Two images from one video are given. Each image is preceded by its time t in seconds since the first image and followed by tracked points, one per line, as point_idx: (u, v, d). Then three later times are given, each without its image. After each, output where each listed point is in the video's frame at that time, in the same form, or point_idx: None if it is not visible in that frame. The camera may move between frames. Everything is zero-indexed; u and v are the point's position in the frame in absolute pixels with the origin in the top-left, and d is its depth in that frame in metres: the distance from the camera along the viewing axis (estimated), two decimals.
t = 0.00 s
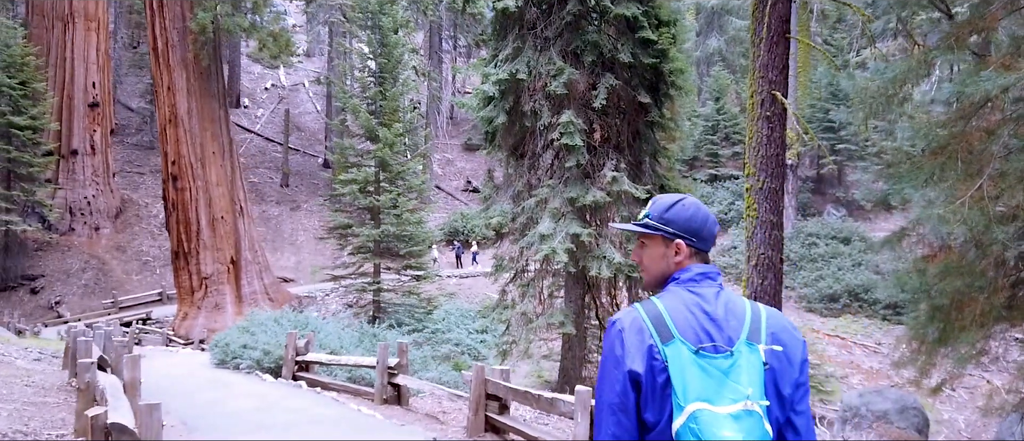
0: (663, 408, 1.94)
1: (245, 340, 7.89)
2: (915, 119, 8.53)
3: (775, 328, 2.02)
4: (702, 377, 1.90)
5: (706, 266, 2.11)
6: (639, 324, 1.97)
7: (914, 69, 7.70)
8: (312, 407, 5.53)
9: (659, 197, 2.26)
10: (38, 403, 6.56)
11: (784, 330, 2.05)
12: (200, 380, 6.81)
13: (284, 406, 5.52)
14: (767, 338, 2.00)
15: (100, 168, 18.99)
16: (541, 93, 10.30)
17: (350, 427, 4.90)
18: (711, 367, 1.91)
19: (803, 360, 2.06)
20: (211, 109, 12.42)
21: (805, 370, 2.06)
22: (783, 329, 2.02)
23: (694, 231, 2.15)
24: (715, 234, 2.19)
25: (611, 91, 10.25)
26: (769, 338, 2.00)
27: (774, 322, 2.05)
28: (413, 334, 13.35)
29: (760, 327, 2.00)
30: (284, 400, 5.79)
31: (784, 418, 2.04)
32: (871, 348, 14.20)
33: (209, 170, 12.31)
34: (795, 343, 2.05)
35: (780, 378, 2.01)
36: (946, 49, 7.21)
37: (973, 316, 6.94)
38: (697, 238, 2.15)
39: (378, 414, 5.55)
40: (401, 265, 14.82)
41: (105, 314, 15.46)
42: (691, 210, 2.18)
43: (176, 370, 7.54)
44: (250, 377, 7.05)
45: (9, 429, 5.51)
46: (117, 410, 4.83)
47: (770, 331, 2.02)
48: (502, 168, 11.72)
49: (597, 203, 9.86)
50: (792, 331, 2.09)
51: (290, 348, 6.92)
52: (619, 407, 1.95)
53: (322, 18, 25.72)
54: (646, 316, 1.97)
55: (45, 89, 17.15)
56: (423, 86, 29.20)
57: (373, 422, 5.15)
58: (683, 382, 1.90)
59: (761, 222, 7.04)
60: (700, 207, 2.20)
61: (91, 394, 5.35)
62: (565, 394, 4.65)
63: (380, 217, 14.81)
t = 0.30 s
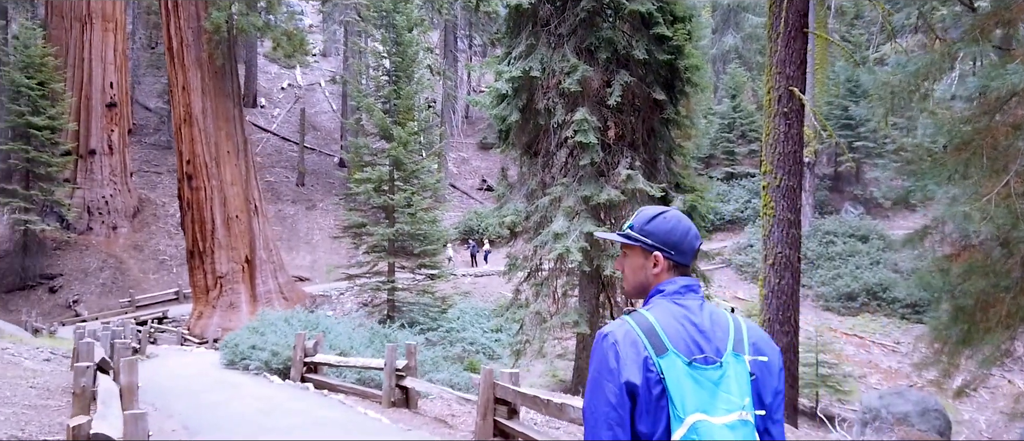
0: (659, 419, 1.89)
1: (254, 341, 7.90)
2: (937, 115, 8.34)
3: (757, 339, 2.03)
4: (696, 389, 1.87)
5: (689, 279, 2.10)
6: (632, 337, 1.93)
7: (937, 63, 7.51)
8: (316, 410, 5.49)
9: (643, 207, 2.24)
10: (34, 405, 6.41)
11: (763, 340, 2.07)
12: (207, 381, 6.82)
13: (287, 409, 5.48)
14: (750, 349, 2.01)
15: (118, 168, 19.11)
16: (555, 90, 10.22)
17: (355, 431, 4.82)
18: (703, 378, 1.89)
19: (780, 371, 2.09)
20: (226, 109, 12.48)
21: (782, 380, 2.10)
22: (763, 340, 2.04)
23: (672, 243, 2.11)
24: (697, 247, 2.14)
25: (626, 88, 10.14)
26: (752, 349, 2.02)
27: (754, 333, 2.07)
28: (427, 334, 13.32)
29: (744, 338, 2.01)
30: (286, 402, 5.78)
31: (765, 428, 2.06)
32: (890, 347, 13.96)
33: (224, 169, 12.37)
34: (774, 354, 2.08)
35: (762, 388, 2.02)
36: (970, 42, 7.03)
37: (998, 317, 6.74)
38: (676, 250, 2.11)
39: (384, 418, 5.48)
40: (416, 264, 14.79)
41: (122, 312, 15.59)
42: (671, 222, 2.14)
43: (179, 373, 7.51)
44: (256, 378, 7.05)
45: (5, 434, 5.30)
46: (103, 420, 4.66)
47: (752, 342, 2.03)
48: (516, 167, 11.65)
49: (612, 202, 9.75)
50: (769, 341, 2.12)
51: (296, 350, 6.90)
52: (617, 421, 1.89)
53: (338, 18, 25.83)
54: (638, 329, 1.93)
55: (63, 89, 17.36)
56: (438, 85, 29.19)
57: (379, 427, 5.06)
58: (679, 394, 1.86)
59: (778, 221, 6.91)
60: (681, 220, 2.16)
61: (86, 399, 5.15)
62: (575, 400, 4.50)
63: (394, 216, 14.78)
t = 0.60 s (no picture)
0: (665, 397, 1.89)
1: (276, 339, 7.92)
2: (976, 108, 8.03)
3: (755, 325, 2.09)
4: (703, 368, 1.89)
5: (694, 267, 2.09)
6: (643, 317, 1.92)
7: (976, 53, 7.22)
8: (334, 410, 5.44)
9: (658, 194, 2.20)
10: (46, 404, 6.45)
11: (760, 327, 2.13)
12: (224, 380, 6.81)
13: (304, 409, 5.44)
14: (749, 334, 2.06)
15: (149, 167, 19.47)
16: (580, 86, 10.07)
17: (371, 431, 4.79)
18: (708, 359, 1.91)
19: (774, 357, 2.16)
20: (253, 107, 12.56)
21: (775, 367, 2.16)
22: (761, 327, 2.11)
23: (682, 230, 2.07)
24: (708, 235, 2.09)
25: (652, 84, 9.96)
26: (750, 335, 2.07)
27: (751, 320, 2.12)
28: (451, 333, 13.29)
29: (744, 323, 2.06)
30: (305, 403, 5.70)
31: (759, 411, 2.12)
32: (922, 348, 13.55)
33: (251, 168, 12.47)
34: (769, 341, 2.15)
35: (759, 373, 2.09)
36: (1011, 30, 6.74)
37: None
38: (684, 237, 2.07)
39: (403, 417, 5.44)
40: (441, 262, 14.77)
41: (152, 310, 15.86)
42: (683, 210, 2.09)
43: (195, 371, 7.56)
44: (277, 377, 7.08)
45: (17, 434, 5.28)
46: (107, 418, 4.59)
47: (751, 328, 2.09)
48: (541, 164, 11.54)
49: (638, 199, 9.60)
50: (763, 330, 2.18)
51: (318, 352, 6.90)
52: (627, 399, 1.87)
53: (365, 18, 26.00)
54: (648, 310, 1.93)
55: (95, 90, 17.67)
56: (463, 84, 29.18)
57: (398, 427, 5.02)
58: (687, 373, 1.88)
59: (809, 217, 6.71)
60: (694, 208, 2.10)
61: (100, 399, 5.15)
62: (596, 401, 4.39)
63: (419, 214, 14.76)
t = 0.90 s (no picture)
0: (655, 394, 2.02)
1: (308, 338, 7.94)
2: None
3: (759, 327, 2.12)
4: (692, 366, 1.99)
5: (696, 271, 2.19)
6: (635, 318, 2.07)
7: None
8: (363, 413, 5.37)
9: (668, 203, 2.34)
10: (73, 403, 6.47)
11: (767, 329, 2.16)
12: (256, 380, 6.81)
13: (333, 411, 5.40)
14: (751, 335, 2.10)
15: (190, 166, 19.87)
16: (616, 83, 9.88)
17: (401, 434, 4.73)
18: (699, 358, 2.00)
19: (782, 359, 2.17)
20: (291, 107, 12.69)
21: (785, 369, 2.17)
22: (766, 328, 2.14)
23: (686, 237, 2.20)
24: (713, 243, 2.20)
25: (690, 80, 9.72)
26: (753, 335, 2.11)
27: (758, 322, 2.16)
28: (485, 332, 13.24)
29: (745, 325, 2.11)
30: (333, 403, 5.68)
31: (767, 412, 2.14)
32: (969, 350, 13.01)
33: (289, 166, 12.60)
34: (776, 343, 2.17)
35: (763, 374, 2.12)
36: None
37: None
38: (686, 244, 2.19)
39: (434, 420, 5.37)
40: (475, 261, 14.72)
41: (193, 307, 16.19)
42: (688, 218, 2.22)
43: (232, 369, 7.68)
44: (307, 377, 7.04)
45: (41, 435, 5.33)
46: (135, 403, 4.64)
47: (754, 329, 2.13)
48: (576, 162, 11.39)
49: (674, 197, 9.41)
50: (774, 332, 2.19)
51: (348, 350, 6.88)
52: (616, 395, 2.03)
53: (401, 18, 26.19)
54: (640, 312, 2.07)
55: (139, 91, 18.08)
56: (498, 82, 29.14)
57: (427, 430, 4.95)
58: (674, 371, 1.98)
59: (852, 216, 6.40)
60: (698, 216, 2.23)
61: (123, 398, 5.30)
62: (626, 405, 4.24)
63: (454, 213, 14.72)
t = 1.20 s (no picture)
0: (643, 388, 2.14)
1: (344, 338, 7.94)
2: None
3: (744, 314, 2.16)
4: (675, 359, 2.08)
5: (679, 266, 2.28)
6: (620, 316, 2.19)
7: None
8: (400, 416, 5.29)
9: (655, 203, 2.47)
10: (106, 401, 6.47)
11: (756, 316, 2.19)
12: (290, 380, 6.78)
13: (366, 413, 5.35)
14: (736, 323, 2.15)
15: (235, 165, 20.28)
16: (658, 78, 9.62)
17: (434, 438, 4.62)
18: (681, 350, 2.09)
19: (774, 346, 2.18)
20: (332, 105, 12.79)
21: (777, 353, 2.19)
22: (753, 315, 2.17)
23: (658, 232, 2.33)
24: (684, 235, 2.28)
25: (734, 74, 9.44)
26: (740, 324, 2.16)
27: (746, 309, 2.20)
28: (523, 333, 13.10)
29: (730, 314, 2.16)
30: (368, 404, 5.66)
31: (762, 397, 2.18)
32: None
33: (330, 165, 12.70)
34: (767, 329, 2.19)
35: (752, 360, 2.14)
36: None
37: None
38: (659, 240, 2.32)
39: (470, 424, 5.26)
40: (515, 260, 14.61)
41: (237, 305, 16.49)
42: (660, 215, 2.35)
43: (269, 368, 7.72)
44: (342, 377, 7.00)
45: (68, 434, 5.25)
46: (160, 401, 4.74)
47: (741, 317, 2.17)
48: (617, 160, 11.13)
49: (719, 195, 9.13)
50: (765, 318, 2.21)
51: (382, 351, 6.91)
52: (604, 390, 2.17)
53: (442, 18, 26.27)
54: (625, 309, 2.19)
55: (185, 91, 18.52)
56: (538, 81, 28.98)
57: (461, 434, 4.84)
58: (656, 363, 2.09)
59: (907, 212, 6.39)
60: (672, 212, 2.33)
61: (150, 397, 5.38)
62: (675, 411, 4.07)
63: (494, 212, 14.59)
